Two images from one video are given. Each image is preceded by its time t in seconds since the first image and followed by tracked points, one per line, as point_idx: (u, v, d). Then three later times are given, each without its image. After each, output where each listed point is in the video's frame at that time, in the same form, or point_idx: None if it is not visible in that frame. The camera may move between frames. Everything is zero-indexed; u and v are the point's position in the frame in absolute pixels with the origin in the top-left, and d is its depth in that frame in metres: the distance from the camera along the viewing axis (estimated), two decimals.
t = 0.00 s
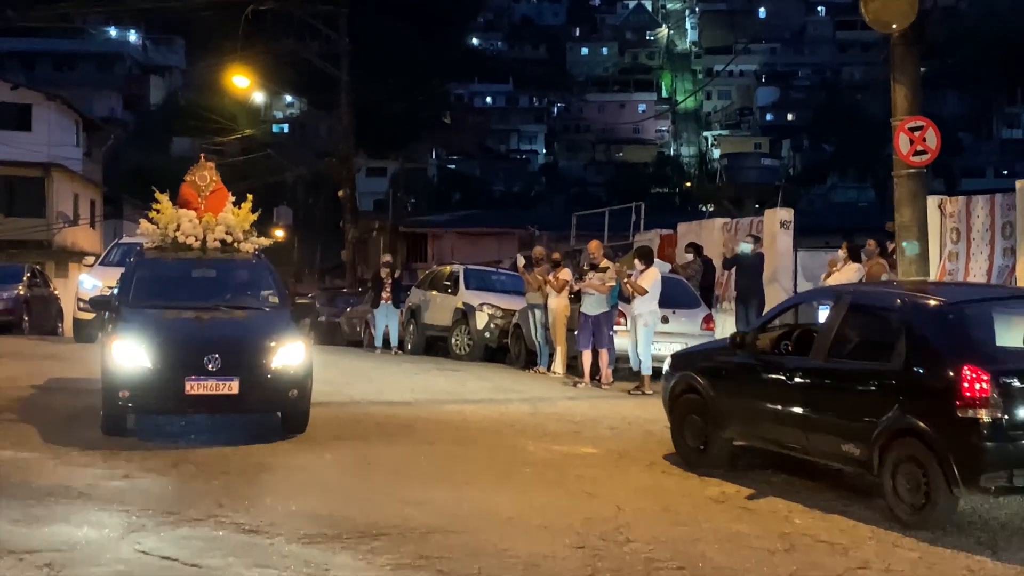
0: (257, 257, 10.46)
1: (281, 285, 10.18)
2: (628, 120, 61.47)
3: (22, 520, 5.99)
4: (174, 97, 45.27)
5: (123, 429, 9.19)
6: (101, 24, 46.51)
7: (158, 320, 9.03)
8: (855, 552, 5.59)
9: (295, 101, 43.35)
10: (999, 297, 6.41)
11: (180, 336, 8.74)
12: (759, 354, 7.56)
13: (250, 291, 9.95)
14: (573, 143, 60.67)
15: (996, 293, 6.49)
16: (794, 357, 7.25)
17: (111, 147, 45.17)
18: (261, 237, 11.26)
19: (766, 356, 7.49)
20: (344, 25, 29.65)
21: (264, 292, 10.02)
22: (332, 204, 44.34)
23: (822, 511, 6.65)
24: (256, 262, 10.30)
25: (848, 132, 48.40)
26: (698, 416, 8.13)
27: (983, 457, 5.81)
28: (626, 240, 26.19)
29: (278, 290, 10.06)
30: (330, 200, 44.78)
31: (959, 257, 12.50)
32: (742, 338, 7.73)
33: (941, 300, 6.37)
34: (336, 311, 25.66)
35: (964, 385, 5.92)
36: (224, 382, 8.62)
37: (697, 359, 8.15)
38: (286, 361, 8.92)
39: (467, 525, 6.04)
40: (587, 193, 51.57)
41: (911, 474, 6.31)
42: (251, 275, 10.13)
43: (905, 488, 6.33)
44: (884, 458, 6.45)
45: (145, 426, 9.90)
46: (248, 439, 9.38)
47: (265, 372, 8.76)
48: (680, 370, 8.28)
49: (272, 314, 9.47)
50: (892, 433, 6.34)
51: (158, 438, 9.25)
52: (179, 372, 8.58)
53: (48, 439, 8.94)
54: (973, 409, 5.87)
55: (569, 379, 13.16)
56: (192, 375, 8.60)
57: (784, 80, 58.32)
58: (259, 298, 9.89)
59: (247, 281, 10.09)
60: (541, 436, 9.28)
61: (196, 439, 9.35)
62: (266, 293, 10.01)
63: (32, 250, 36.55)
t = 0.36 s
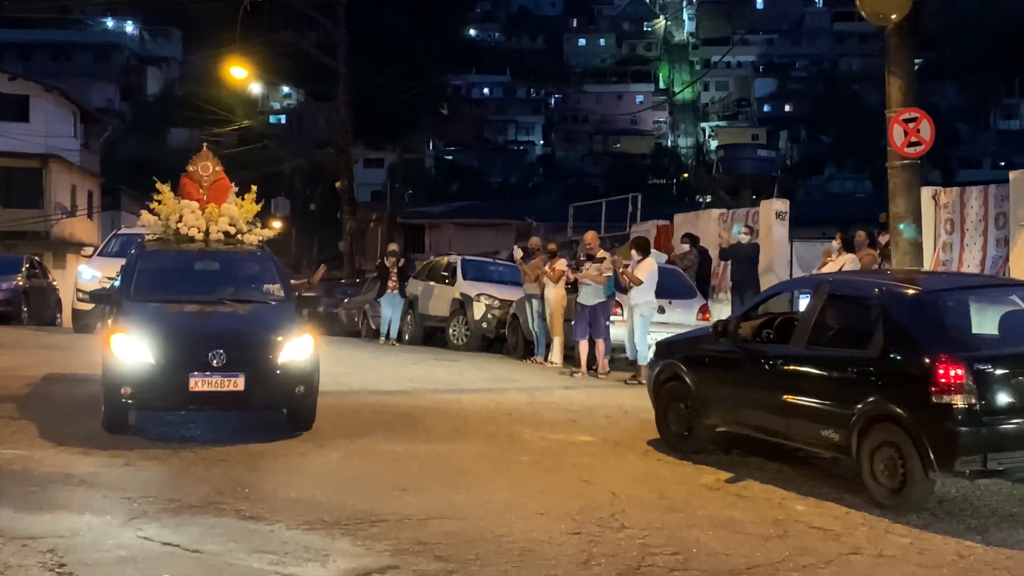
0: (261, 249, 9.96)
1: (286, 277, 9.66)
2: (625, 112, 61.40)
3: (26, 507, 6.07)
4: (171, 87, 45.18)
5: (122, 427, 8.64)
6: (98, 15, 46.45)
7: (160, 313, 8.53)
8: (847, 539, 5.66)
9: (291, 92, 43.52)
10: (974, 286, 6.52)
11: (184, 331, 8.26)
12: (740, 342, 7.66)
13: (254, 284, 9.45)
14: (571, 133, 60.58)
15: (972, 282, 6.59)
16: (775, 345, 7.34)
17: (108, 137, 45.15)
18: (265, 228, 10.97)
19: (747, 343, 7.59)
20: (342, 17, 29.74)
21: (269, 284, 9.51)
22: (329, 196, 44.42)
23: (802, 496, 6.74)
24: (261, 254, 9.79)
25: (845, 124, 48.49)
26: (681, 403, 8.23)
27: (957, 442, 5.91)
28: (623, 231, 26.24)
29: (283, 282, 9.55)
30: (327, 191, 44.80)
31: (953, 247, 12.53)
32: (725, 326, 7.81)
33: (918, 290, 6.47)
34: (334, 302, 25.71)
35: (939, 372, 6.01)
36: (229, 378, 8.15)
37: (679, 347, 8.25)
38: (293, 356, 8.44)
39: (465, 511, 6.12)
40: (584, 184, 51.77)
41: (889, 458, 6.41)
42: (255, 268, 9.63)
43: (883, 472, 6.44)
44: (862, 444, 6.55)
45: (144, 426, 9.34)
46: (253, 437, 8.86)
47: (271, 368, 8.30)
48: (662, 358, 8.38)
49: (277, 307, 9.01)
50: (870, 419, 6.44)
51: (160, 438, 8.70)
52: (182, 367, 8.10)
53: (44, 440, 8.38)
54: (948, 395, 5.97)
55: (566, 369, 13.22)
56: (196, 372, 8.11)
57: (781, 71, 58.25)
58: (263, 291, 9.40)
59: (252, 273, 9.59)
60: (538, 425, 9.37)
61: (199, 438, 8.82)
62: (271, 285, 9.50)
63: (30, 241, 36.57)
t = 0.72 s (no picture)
0: (260, 253, 9.76)
1: (286, 282, 9.45)
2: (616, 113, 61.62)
3: (24, 505, 6.14)
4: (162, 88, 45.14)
5: (118, 437, 8.25)
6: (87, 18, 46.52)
7: (159, 320, 8.23)
8: (833, 532, 5.76)
9: (283, 93, 43.64)
10: (949, 282, 6.68)
11: (183, 337, 7.93)
12: (721, 338, 7.80)
13: (253, 289, 9.25)
14: (562, 133, 60.75)
15: (948, 278, 6.74)
16: (756, 341, 7.45)
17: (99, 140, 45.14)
18: (263, 232, 10.71)
19: (728, 340, 7.71)
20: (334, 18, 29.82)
21: (268, 290, 9.31)
22: (321, 197, 44.47)
23: (784, 490, 6.86)
24: (260, 258, 9.61)
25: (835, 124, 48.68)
26: (664, 398, 8.36)
27: (933, 436, 6.05)
28: (614, 231, 26.34)
29: (283, 288, 9.34)
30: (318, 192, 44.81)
31: (939, 245, 12.65)
32: (705, 323, 7.95)
33: (895, 287, 6.59)
34: (327, 303, 25.76)
35: (915, 368, 6.15)
36: (230, 387, 7.80)
37: (661, 344, 8.38)
38: (296, 363, 8.10)
39: (457, 508, 6.22)
40: (577, 184, 51.93)
41: (867, 452, 6.54)
42: (254, 273, 9.43)
43: (860, 466, 6.59)
44: (839, 438, 6.69)
45: (139, 434, 8.94)
46: (253, 446, 8.49)
47: (273, 375, 7.95)
48: (646, 354, 8.49)
49: (278, 313, 8.77)
50: (847, 414, 6.57)
51: (157, 448, 8.30)
52: (180, 376, 7.76)
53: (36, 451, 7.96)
54: (923, 389, 6.11)
55: (556, 369, 13.32)
56: (195, 381, 7.77)
57: (771, 71, 58.48)
58: (262, 296, 9.20)
59: (251, 278, 9.39)
60: (529, 423, 9.46)
61: (198, 447, 8.43)
62: (271, 292, 9.29)
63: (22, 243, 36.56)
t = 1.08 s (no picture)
0: (258, 262, 9.40)
1: (285, 293, 9.04)
2: (605, 119, 61.84)
3: (17, 508, 6.19)
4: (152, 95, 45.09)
5: (113, 451, 7.83)
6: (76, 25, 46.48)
7: (156, 332, 7.88)
8: (816, 532, 5.86)
9: (272, 100, 43.66)
10: (928, 287, 6.78)
11: (182, 350, 7.56)
12: (703, 342, 7.89)
13: (251, 298, 8.89)
14: (551, 140, 60.96)
15: (926, 283, 6.84)
16: (737, 345, 7.56)
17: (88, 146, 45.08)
18: (260, 239, 10.34)
19: (710, 344, 7.81)
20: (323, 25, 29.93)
21: (267, 298, 8.94)
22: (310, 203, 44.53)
23: (769, 492, 6.95)
24: (258, 266, 9.26)
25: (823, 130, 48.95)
26: (648, 401, 8.45)
27: (910, 436, 6.16)
28: (603, 236, 26.46)
29: (283, 296, 8.99)
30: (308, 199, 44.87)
31: (923, 251, 12.77)
32: (689, 328, 8.03)
33: (874, 291, 6.70)
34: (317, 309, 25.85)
35: (893, 371, 6.25)
36: (229, 401, 7.41)
37: (645, 347, 8.47)
38: (298, 376, 7.71)
39: (445, 510, 6.29)
40: (566, 190, 52.14)
41: (846, 453, 6.66)
42: (252, 281, 9.07)
43: (839, 467, 6.71)
44: (820, 438, 6.79)
45: (135, 449, 8.51)
46: (254, 462, 8.05)
47: (274, 389, 7.56)
48: (630, 358, 8.58)
49: (277, 323, 8.42)
50: (828, 416, 6.67)
51: (155, 463, 7.87)
52: (178, 390, 7.37)
53: (27, 467, 7.52)
54: (901, 392, 6.21)
55: (545, 373, 13.40)
56: (193, 395, 7.39)
57: (760, 77, 58.77)
58: (262, 305, 8.84)
59: (248, 287, 9.02)
60: (518, 427, 9.53)
61: (198, 462, 7.99)
62: (270, 301, 8.93)
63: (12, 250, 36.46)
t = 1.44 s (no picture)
0: (260, 275, 8.78)
1: (287, 305, 8.45)
2: (594, 130, 62.09)
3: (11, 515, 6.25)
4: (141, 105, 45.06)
5: (110, 474, 7.30)
6: (66, 36, 46.52)
7: (154, 348, 7.36)
8: (798, 538, 5.95)
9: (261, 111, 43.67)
10: (904, 298, 6.90)
11: (183, 368, 7.05)
12: (683, 351, 8.01)
13: (252, 312, 8.30)
14: (540, 151, 61.21)
15: (902, 293, 6.96)
16: (717, 354, 7.67)
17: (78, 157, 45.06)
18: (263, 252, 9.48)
19: (690, 353, 7.92)
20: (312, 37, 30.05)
21: (268, 312, 8.32)
22: (300, 214, 44.54)
23: (749, 498, 7.03)
24: (261, 279, 8.63)
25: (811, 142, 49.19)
26: (631, 408, 8.54)
27: (885, 443, 6.28)
28: (591, 246, 26.58)
29: (287, 310, 8.38)
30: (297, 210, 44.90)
31: (906, 262, 12.91)
32: (669, 337, 8.13)
33: (851, 301, 6.83)
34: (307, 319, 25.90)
35: (868, 379, 6.38)
36: (233, 422, 6.88)
37: (626, 356, 8.58)
38: (303, 397, 7.17)
39: (434, 517, 6.36)
40: (554, 202, 52.23)
41: (822, 459, 6.75)
42: (255, 294, 8.45)
43: (816, 473, 6.80)
44: (798, 444, 6.89)
45: (132, 466, 8.03)
46: (257, 484, 7.49)
47: (279, 408, 7.02)
48: (612, 367, 8.69)
49: (279, 340, 7.84)
50: (806, 422, 6.77)
51: (156, 486, 7.33)
52: (177, 412, 6.83)
53: (19, 491, 6.99)
54: (876, 400, 6.34)
55: (533, 383, 13.48)
56: (192, 414, 6.85)
57: (748, 89, 59.16)
58: (262, 320, 8.25)
59: (248, 300, 8.41)
60: (506, 435, 9.60)
61: (201, 483, 7.44)
62: (273, 314, 8.33)
63: None
